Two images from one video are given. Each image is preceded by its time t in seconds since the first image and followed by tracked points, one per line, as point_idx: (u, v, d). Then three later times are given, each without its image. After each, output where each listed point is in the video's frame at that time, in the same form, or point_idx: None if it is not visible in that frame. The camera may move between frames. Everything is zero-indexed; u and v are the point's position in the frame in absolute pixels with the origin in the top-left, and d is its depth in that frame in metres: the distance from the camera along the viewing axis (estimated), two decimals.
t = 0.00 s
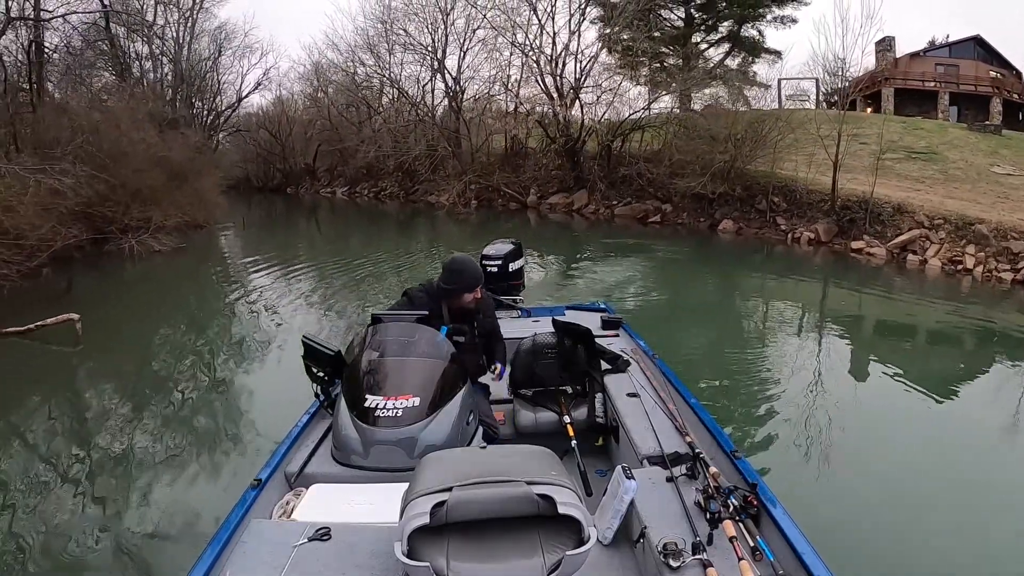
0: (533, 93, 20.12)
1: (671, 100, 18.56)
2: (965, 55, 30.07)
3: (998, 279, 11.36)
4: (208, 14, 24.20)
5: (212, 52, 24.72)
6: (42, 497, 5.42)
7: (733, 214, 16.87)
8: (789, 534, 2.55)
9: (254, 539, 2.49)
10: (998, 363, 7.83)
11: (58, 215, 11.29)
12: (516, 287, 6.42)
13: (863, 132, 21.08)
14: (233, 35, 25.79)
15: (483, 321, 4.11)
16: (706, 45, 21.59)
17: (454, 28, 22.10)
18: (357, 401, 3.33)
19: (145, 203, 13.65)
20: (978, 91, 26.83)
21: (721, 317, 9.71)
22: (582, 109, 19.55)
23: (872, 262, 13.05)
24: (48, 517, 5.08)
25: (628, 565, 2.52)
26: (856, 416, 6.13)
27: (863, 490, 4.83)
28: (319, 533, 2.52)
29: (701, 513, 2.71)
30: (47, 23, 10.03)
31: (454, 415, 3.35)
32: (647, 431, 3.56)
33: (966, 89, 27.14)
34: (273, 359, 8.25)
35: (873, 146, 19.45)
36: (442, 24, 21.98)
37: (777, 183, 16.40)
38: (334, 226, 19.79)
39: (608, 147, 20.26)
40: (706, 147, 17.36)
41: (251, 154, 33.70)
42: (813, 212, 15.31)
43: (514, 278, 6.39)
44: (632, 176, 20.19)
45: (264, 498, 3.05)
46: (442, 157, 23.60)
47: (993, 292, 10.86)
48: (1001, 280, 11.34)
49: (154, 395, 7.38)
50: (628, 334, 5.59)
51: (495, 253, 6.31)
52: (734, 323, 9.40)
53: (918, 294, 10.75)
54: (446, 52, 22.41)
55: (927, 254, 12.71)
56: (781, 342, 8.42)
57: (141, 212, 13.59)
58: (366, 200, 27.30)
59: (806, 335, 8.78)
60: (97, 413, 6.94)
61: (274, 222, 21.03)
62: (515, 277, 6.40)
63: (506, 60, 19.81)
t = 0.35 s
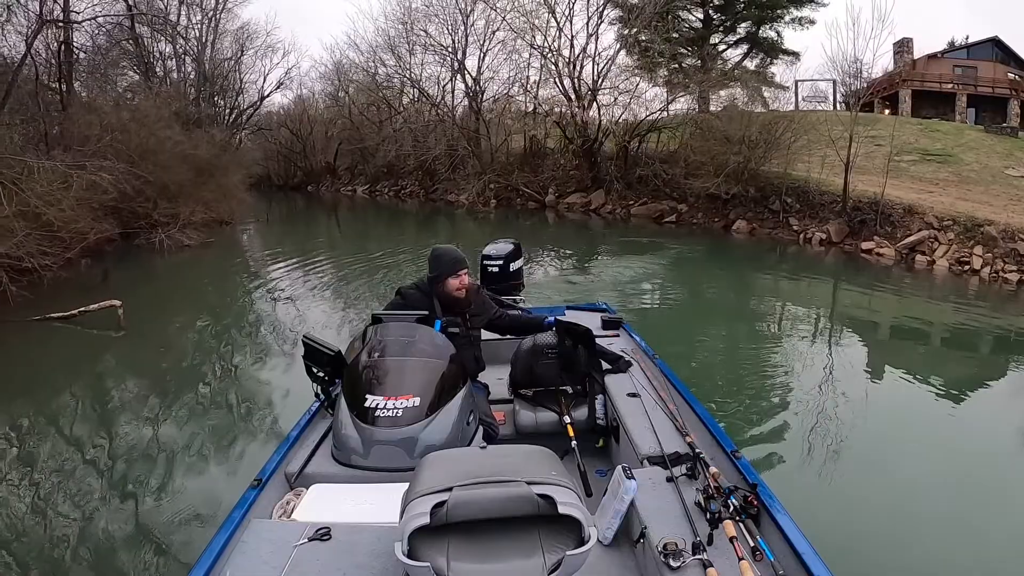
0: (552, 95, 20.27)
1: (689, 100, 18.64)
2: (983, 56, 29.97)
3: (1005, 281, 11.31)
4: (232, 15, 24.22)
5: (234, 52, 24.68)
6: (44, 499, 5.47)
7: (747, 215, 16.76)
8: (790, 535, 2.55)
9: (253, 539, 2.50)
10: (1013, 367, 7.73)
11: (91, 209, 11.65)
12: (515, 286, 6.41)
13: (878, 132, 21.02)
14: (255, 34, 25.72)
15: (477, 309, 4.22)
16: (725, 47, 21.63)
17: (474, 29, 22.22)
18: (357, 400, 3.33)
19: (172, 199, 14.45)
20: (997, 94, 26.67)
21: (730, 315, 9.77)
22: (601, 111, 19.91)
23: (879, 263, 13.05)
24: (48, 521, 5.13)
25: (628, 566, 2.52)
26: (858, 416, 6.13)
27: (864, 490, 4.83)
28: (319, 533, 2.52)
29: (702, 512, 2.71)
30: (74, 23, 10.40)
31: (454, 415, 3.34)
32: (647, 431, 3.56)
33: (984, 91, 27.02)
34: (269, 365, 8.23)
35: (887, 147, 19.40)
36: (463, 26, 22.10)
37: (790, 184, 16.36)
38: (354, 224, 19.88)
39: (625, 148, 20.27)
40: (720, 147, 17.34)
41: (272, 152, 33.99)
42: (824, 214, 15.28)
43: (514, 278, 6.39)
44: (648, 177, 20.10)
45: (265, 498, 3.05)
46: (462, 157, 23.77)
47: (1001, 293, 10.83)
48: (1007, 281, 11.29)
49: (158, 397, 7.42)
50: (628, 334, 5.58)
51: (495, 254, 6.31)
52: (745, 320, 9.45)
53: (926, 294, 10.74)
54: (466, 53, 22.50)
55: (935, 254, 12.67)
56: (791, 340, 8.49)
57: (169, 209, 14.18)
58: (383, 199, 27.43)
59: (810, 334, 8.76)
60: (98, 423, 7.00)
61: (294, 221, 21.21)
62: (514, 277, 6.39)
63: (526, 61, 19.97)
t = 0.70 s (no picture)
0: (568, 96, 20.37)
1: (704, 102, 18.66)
2: (1000, 59, 29.87)
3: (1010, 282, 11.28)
4: (253, 15, 24.29)
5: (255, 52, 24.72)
6: (44, 494, 5.49)
7: (759, 216, 16.70)
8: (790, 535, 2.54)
9: (253, 539, 2.50)
10: None
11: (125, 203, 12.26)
12: (515, 287, 6.40)
13: (890, 133, 20.98)
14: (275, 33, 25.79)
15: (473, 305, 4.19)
16: (742, 48, 21.68)
17: (492, 31, 22.31)
18: (357, 400, 3.33)
19: (198, 196, 14.94)
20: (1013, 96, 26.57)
21: (739, 314, 9.79)
22: (616, 113, 19.98)
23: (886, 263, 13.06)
24: (46, 516, 5.14)
25: (628, 566, 2.52)
26: (855, 415, 6.14)
27: (864, 489, 4.83)
28: (319, 533, 2.52)
29: (701, 513, 2.71)
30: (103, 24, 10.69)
31: (453, 415, 3.34)
32: (648, 431, 3.56)
33: (1000, 93, 26.91)
34: (269, 368, 8.22)
35: (898, 149, 19.37)
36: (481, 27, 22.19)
37: (801, 184, 16.28)
38: (371, 223, 19.93)
39: (640, 149, 20.30)
40: (732, 149, 17.26)
41: (290, 150, 34.25)
42: (832, 214, 15.27)
43: (514, 278, 6.39)
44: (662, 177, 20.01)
45: (265, 499, 3.06)
46: (478, 157, 23.87)
47: (1008, 294, 10.81)
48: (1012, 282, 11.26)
49: (163, 396, 7.46)
50: (628, 334, 5.57)
51: (496, 254, 6.31)
52: (754, 320, 9.47)
53: (933, 294, 10.75)
54: (484, 54, 22.56)
55: (942, 255, 12.65)
56: (801, 339, 8.51)
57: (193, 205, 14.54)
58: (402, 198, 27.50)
59: (815, 334, 8.75)
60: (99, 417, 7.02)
61: (312, 219, 21.31)
62: (514, 278, 6.38)
63: (544, 63, 20.14)
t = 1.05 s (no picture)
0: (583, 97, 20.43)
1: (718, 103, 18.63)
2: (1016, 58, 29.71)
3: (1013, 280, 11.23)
4: (272, 18, 24.34)
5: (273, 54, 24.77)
6: (47, 491, 5.51)
7: (770, 215, 16.69)
8: (790, 536, 2.54)
9: (254, 539, 2.50)
10: None
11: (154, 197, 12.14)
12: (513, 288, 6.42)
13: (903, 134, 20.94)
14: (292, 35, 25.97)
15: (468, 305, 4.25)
16: (757, 49, 21.67)
17: (507, 32, 22.38)
18: (357, 400, 3.33)
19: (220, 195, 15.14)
20: None
21: (748, 313, 9.80)
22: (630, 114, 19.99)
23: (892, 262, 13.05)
24: (49, 513, 5.15)
25: (628, 565, 2.52)
26: (855, 416, 6.14)
27: (863, 490, 4.84)
28: (319, 533, 2.52)
29: (701, 513, 2.70)
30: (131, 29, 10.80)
31: (453, 415, 3.34)
32: (648, 431, 3.56)
33: (1016, 93, 26.75)
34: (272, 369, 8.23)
35: (910, 149, 19.33)
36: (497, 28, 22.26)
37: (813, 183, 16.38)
38: (388, 222, 19.99)
39: (654, 149, 20.34)
40: (744, 149, 17.20)
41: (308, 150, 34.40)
42: (842, 213, 15.27)
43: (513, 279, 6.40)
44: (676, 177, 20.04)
45: (265, 499, 3.07)
46: (495, 158, 23.95)
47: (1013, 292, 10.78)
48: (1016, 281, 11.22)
49: (171, 393, 7.50)
50: (628, 334, 5.57)
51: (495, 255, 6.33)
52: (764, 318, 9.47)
53: (940, 293, 10.72)
54: (501, 56, 22.60)
55: (948, 254, 12.64)
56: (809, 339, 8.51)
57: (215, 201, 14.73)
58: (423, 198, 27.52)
59: (824, 334, 8.74)
60: (99, 412, 7.02)
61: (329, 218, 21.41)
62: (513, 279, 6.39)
63: (559, 65, 20.23)
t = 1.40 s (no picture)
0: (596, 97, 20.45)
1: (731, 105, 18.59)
2: None
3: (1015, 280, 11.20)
4: (289, 19, 24.30)
5: (291, 55, 24.53)
6: (48, 486, 5.51)
7: (780, 215, 16.68)
8: (790, 536, 2.54)
9: (253, 539, 2.50)
10: None
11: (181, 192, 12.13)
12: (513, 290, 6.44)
13: (914, 134, 20.92)
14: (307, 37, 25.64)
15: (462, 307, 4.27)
16: (770, 50, 21.68)
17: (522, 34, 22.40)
18: (356, 400, 3.34)
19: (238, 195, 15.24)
20: None
21: (756, 311, 9.81)
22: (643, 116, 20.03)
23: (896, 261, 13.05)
24: (54, 505, 5.16)
25: (628, 566, 2.52)
26: (857, 416, 6.13)
27: (864, 490, 4.83)
28: (318, 533, 2.52)
29: (701, 513, 2.70)
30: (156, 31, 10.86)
31: (452, 415, 3.34)
32: (647, 431, 3.56)
33: None
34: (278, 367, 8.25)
35: (920, 150, 19.31)
36: (512, 30, 22.27)
37: (821, 183, 16.29)
38: (403, 221, 20.05)
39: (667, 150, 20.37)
40: (753, 150, 17.19)
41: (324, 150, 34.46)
42: (848, 213, 15.24)
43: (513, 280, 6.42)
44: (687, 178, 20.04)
45: (264, 498, 3.06)
46: (510, 158, 24.02)
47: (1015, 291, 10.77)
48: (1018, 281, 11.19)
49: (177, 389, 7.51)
50: (627, 334, 5.56)
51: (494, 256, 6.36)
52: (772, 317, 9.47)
53: (945, 292, 10.69)
54: (515, 57, 22.59)
55: (953, 253, 12.63)
56: (816, 339, 8.51)
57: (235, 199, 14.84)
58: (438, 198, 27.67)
59: (833, 334, 8.75)
60: (103, 406, 7.02)
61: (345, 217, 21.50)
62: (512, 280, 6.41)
63: (574, 66, 20.27)
